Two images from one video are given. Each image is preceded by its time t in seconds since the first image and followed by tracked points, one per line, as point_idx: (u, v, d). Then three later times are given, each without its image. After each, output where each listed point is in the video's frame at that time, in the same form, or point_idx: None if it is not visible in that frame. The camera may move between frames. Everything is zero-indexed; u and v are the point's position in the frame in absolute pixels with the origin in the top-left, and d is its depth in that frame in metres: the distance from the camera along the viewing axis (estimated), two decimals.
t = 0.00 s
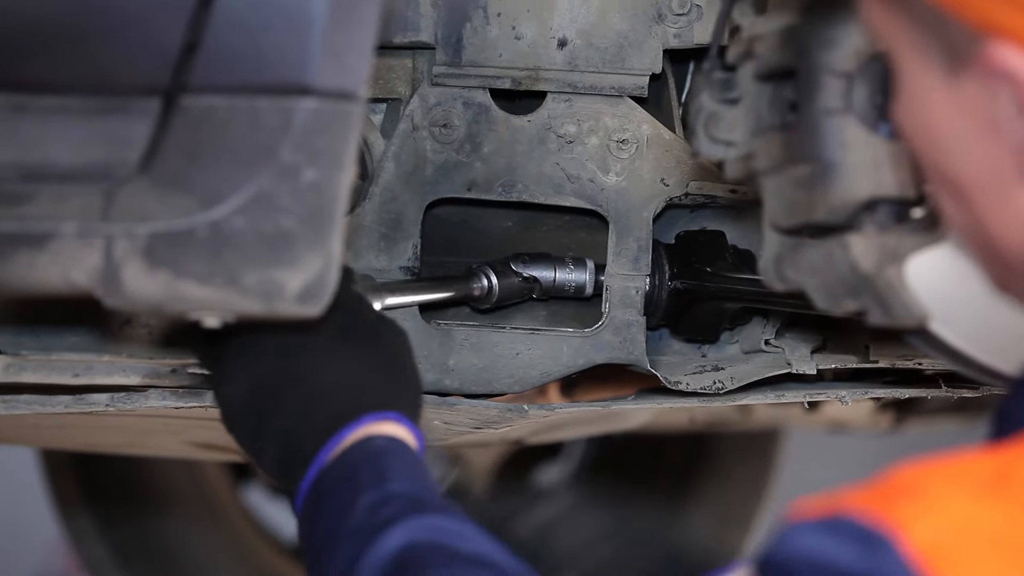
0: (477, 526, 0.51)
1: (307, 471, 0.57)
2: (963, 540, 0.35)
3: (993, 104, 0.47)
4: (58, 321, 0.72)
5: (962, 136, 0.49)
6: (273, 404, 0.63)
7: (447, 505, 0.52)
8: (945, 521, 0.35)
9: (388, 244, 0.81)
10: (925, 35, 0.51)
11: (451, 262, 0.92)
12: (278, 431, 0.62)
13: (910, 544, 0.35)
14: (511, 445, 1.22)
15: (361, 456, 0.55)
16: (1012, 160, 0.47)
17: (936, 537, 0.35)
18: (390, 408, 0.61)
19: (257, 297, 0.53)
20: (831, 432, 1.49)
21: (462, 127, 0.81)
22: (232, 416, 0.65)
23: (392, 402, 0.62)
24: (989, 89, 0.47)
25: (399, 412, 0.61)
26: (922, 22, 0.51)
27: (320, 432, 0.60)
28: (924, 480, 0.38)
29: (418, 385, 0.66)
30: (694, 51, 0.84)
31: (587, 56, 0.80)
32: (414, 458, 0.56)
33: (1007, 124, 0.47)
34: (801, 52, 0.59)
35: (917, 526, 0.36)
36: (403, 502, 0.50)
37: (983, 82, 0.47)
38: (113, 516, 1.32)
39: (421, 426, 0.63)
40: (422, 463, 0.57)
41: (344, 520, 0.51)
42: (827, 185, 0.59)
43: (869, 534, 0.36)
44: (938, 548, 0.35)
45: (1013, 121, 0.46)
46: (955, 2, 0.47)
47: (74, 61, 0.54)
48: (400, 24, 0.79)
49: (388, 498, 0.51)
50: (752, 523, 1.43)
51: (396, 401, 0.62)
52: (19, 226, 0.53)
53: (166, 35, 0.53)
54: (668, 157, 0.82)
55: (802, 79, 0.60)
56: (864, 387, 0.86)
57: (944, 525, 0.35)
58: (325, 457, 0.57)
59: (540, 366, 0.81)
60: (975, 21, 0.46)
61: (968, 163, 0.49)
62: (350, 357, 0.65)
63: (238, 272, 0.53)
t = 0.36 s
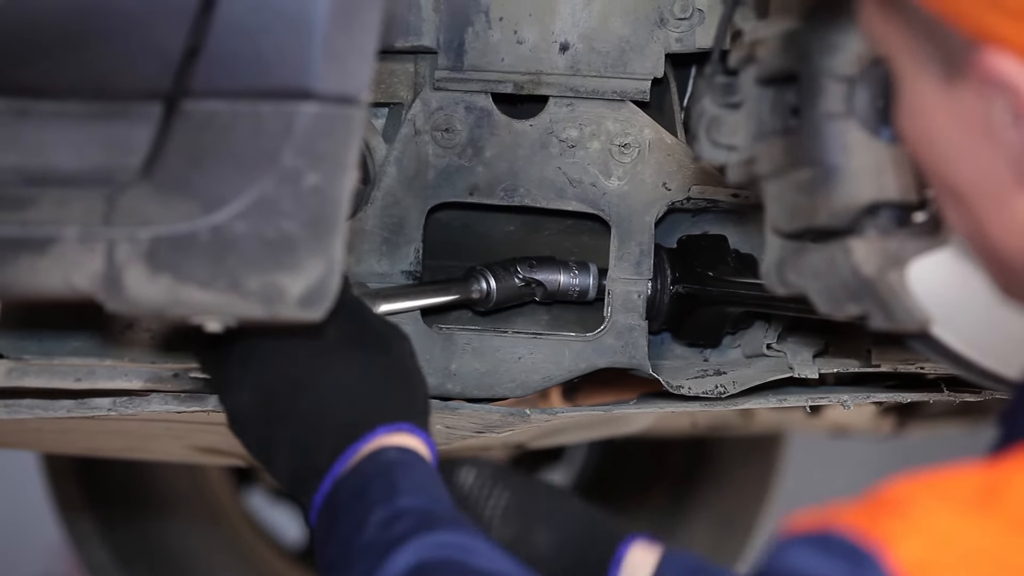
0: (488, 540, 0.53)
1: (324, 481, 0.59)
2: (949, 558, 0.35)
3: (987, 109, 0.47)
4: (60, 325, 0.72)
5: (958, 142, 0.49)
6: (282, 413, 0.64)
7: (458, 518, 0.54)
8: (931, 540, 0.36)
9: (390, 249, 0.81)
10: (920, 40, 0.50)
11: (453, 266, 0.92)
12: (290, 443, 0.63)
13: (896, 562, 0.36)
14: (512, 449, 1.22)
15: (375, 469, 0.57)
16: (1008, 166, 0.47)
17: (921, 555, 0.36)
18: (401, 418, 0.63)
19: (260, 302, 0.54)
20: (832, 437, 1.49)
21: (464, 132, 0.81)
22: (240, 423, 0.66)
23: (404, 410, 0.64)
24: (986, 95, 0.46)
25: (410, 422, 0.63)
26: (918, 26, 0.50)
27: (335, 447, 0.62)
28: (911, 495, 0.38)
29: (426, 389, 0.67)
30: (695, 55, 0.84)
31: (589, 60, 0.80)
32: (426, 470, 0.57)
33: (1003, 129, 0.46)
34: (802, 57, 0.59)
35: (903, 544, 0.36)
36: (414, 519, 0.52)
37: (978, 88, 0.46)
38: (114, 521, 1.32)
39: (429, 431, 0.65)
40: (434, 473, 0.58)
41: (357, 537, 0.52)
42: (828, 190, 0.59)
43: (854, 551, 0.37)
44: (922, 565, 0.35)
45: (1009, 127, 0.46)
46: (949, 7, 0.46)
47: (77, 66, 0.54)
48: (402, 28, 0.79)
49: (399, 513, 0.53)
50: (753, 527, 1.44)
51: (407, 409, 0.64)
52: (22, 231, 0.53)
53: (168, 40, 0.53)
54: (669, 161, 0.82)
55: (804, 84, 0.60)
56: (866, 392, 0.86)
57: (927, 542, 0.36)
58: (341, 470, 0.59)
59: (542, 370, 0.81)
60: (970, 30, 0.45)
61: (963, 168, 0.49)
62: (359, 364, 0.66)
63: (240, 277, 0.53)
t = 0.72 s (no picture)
0: None
1: (320, 533, 0.61)
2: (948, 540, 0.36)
3: (905, 114, 0.46)
4: (63, 327, 0.72)
5: (882, 147, 0.48)
6: (278, 461, 0.64)
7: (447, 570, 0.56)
8: (926, 519, 0.36)
9: (393, 251, 0.81)
10: (842, 41, 0.50)
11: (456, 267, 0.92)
12: (287, 488, 0.64)
13: (894, 548, 0.36)
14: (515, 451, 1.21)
15: (368, 522, 0.59)
16: (926, 174, 0.46)
17: (918, 537, 0.36)
18: (398, 470, 0.64)
19: (264, 303, 0.54)
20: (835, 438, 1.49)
21: (467, 133, 0.81)
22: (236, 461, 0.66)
23: (401, 465, 0.64)
24: (904, 100, 0.46)
25: (407, 475, 0.64)
26: (846, 29, 0.49)
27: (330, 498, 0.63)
28: (902, 482, 0.38)
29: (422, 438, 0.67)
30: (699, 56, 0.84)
31: (592, 62, 0.80)
32: (420, 521, 0.59)
33: (921, 135, 0.45)
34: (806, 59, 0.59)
35: (898, 528, 0.36)
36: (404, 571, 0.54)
37: (898, 93, 0.46)
38: (117, 522, 1.31)
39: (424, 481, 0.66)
40: (427, 524, 0.60)
41: None
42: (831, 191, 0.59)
43: (849, 542, 0.37)
44: (921, 548, 0.36)
45: (925, 134, 0.45)
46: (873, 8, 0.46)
47: (81, 68, 0.54)
48: (405, 30, 0.80)
49: (389, 566, 0.54)
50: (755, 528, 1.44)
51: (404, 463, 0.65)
52: (25, 233, 0.53)
53: (172, 42, 0.53)
54: (672, 163, 0.82)
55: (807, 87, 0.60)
56: (869, 394, 0.86)
57: (925, 525, 0.36)
58: (335, 523, 0.61)
59: (545, 372, 0.81)
60: (897, 36, 0.44)
61: (888, 173, 0.48)
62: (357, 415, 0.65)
63: (244, 279, 0.53)
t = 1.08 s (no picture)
0: (484, 564, 0.54)
1: (324, 501, 0.61)
2: (951, 553, 0.35)
3: (947, 116, 0.46)
4: (64, 327, 0.72)
5: (923, 150, 0.48)
6: (283, 435, 0.64)
7: (455, 542, 0.56)
8: (930, 530, 0.36)
9: (395, 252, 0.81)
10: (880, 43, 0.50)
11: (457, 268, 0.92)
12: (295, 462, 0.63)
13: (895, 556, 0.36)
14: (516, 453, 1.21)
15: (373, 491, 0.58)
16: (969, 176, 0.46)
17: (921, 547, 0.36)
18: (397, 430, 0.65)
19: (265, 303, 0.54)
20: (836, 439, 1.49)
21: (468, 134, 0.81)
22: (242, 451, 0.66)
23: (403, 423, 0.65)
24: (946, 103, 0.45)
25: (407, 434, 0.65)
26: (882, 32, 0.49)
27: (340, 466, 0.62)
28: (908, 490, 0.38)
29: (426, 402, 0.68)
30: (700, 57, 0.84)
31: (594, 63, 0.80)
32: (424, 488, 0.59)
33: (964, 138, 0.45)
34: (807, 60, 0.59)
35: (901, 537, 0.36)
36: (414, 545, 0.54)
37: (939, 95, 0.45)
38: (119, 521, 1.32)
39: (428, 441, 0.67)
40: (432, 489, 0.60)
41: (356, 561, 0.54)
42: (833, 192, 0.59)
43: (852, 548, 0.37)
44: (923, 557, 0.35)
45: (967, 136, 0.45)
46: (916, 12, 0.45)
47: (82, 68, 0.54)
48: (407, 31, 0.80)
49: (396, 541, 0.54)
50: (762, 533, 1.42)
51: (406, 421, 0.65)
52: (26, 233, 0.53)
53: (173, 42, 0.53)
54: (674, 163, 0.82)
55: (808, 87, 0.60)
56: (870, 394, 0.86)
57: (928, 536, 0.36)
58: (342, 489, 0.61)
59: (546, 373, 0.81)
60: (937, 38, 0.44)
61: (930, 175, 0.49)
62: (357, 382, 0.66)
63: (245, 279, 0.53)
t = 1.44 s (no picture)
0: None
1: (349, 514, 0.61)
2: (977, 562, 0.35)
3: (998, 121, 0.47)
4: (67, 328, 0.72)
5: (968, 154, 0.49)
6: (306, 440, 0.64)
7: (484, 555, 0.55)
8: (959, 539, 0.36)
9: (398, 252, 0.81)
10: (927, 48, 0.51)
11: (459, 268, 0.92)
12: (317, 468, 0.64)
13: (922, 563, 0.35)
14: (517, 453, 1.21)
15: (399, 504, 0.58)
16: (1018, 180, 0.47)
17: (946, 554, 0.35)
18: (426, 446, 0.64)
19: (267, 303, 0.54)
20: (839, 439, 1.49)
21: (471, 134, 0.81)
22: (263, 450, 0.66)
23: (427, 437, 0.64)
24: (995, 107, 0.46)
25: (434, 451, 0.64)
26: (929, 37, 0.51)
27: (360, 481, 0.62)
28: (933, 497, 0.38)
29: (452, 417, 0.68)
30: (703, 57, 0.84)
31: (596, 63, 0.80)
32: (450, 501, 0.58)
33: (1014, 141, 0.46)
34: (809, 60, 0.59)
35: (927, 545, 0.36)
36: (439, 557, 0.53)
37: (989, 100, 0.46)
38: (121, 521, 1.32)
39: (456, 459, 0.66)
40: (459, 503, 0.59)
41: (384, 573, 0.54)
42: (836, 192, 0.59)
43: (879, 554, 0.36)
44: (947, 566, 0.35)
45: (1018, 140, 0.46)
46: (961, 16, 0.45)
47: (84, 69, 0.54)
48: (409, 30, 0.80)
49: (424, 553, 0.53)
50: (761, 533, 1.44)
51: (431, 435, 0.64)
52: (29, 233, 0.53)
53: (175, 42, 0.53)
54: (676, 163, 0.82)
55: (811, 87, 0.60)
56: (874, 394, 0.86)
57: (953, 544, 0.36)
58: (366, 501, 0.60)
59: (549, 373, 0.81)
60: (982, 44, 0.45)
61: (974, 179, 0.49)
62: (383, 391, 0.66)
63: (247, 279, 0.53)
